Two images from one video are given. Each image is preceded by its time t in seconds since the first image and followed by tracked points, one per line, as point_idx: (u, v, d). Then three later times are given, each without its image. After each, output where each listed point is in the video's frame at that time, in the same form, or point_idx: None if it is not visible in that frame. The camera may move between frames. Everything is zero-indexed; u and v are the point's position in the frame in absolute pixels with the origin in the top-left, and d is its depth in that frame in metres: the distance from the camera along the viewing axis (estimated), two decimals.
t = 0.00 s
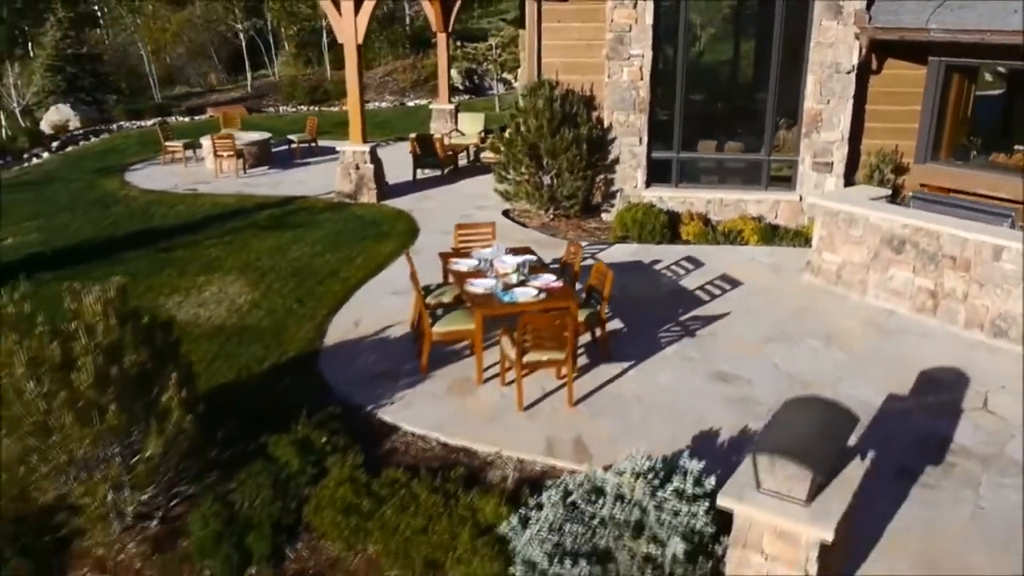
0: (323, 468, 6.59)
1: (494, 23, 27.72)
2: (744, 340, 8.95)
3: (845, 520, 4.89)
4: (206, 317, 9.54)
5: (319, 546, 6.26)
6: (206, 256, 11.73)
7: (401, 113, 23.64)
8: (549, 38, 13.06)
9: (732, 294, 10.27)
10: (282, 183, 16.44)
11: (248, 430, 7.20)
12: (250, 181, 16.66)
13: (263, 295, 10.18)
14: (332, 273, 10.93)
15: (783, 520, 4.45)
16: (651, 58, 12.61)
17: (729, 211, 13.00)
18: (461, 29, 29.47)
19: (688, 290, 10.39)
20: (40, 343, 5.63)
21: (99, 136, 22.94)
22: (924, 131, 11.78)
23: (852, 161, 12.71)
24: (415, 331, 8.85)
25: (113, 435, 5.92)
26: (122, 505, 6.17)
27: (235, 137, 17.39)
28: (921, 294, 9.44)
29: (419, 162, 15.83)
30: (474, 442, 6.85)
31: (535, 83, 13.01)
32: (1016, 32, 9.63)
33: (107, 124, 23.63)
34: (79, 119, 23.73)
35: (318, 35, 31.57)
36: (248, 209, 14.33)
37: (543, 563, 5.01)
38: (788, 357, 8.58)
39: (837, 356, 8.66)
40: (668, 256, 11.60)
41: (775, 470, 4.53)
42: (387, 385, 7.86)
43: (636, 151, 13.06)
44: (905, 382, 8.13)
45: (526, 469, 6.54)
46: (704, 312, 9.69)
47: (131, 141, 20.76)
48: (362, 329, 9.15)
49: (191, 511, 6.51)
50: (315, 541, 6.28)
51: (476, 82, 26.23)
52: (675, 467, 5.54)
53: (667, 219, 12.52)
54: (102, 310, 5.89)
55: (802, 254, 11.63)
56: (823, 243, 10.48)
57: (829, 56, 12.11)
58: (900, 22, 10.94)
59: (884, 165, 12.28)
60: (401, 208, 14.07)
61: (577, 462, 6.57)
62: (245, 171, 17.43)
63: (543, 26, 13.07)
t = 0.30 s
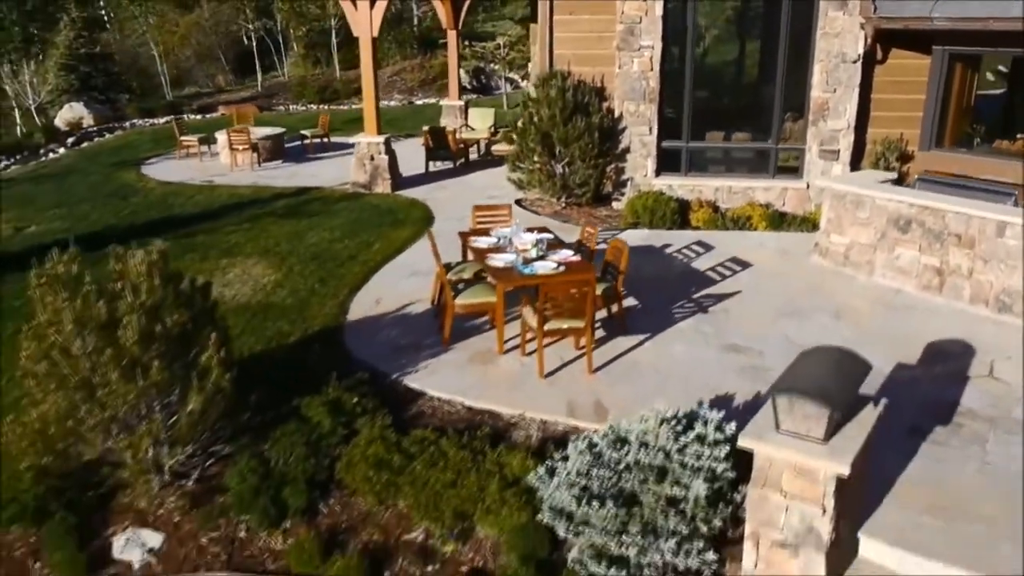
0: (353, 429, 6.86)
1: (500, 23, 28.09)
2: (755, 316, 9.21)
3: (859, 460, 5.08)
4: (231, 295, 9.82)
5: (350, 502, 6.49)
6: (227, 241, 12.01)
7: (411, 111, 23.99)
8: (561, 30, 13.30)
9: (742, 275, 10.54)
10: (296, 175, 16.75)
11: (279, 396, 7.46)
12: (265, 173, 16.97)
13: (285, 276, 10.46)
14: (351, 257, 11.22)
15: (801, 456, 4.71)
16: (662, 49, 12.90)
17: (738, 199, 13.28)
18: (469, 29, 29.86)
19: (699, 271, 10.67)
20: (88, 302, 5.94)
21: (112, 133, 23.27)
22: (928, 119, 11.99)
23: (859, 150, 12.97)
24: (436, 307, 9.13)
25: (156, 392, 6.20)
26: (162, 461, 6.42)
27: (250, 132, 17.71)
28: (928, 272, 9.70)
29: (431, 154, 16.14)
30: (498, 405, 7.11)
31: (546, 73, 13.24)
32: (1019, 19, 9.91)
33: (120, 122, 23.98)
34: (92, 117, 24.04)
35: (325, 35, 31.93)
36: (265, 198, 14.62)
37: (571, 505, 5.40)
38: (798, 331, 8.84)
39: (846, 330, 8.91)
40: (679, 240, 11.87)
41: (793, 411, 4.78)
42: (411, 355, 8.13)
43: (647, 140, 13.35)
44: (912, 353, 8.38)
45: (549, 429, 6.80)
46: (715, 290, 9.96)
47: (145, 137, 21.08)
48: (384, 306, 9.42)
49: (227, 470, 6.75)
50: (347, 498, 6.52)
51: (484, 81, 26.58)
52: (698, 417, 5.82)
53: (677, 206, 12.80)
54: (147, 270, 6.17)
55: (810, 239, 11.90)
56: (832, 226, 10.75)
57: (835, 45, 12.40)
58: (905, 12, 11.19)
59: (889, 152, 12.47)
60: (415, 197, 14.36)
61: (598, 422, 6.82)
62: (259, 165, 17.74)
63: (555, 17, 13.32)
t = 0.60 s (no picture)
0: (379, 397, 7.11)
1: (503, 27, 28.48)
2: (764, 294, 9.47)
3: (871, 410, 5.32)
4: (252, 280, 10.09)
5: (379, 466, 6.68)
6: (244, 232, 12.30)
7: (416, 113, 24.35)
8: (568, 25, 13.59)
9: (750, 257, 10.81)
10: (307, 172, 17.04)
11: (306, 369, 7.70)
12: (277, 171, 17.28)
13: (304, 262, 10.72)
14: (367, 245, 11.49)
15: (818, 400, 4.95)
16: (666, 42, 13.17)
17: (743, 187, 13.55)
18: (472, 34, 30.23)
19: (709, 255, 10.91)
20: (127, 273, 6.20)
21: (123, 137, 23.63)
22: (929, 108, 12.26)
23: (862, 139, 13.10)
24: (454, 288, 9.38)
25: (191, 360, 6.45)
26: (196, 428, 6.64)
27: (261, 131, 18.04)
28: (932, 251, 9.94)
29: (440, 150, 16.44)
30: (520, 375, 7.36)
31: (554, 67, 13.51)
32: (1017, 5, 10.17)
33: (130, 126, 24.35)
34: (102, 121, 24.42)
35: (330, 41, 32.34)
36: (278, 194, 14.92)
37: (597, 457, 5.71)
38: (807, 306, 9.08)
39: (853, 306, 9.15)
40: (687, 227, 12.13)
41: (808, 359, 5.04)
42: (432, 332, 8.38)
43: (653, 132, 13.63)
44: (918, 325, 8.62)
45: (570, 396, 7.06)
46: (725, 271, 10.22)
47: (156, 140, 21.43)
48: (403, 289, 9.67)
49: (258, 439, 6.97)
50: (375, 462, 6.72)
51: (488, 83, 26.93)
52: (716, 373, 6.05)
53: (684, 196, 13.05)
54: (183, 242, 6.42)
55: (815, 224, 12.16)
56: (837, 210, 11.01)
57: (837, 36, 12.68)
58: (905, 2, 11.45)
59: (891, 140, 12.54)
60: (425, 191, 14.65)
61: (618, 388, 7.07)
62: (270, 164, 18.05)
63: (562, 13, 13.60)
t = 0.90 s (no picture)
0: (400, 367, 7.34)
1: (507, 30, 28.84)
2: (771, 275, 9.71)
3: (879, 367, 5.54)
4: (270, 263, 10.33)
5: (401, 432, 6.92)
6: (259, 221, 12.54)
7: (423, 113, 24.68)
8: (576, 21, 13.86)
9: (756, 243, 11.06)
10: (317, 167, 17.31)
11: (327, 342, 7.92)
12: (287, 167, 17.56)
13: (319, 247, 10.97)
14: (381, 232, 11.74)
15: (830, 353, 5.16)
16: (672, 37, 13.45)
17: (748, 179, 13.84)
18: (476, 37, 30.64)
19: (715, 241, 11.16)
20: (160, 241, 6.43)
21: (132, 136, 23.94)
22: (930, 100, 12.41)
23: (864, 131, 13.40)
24: (468, 271, 9.61)
25: (220, 326, 6.68)
26: (223, 393, 6.84)
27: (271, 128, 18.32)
28: (933, 236, 10.17)
29: (448, 146, 16.73)
30: (535, 346, 7.59)
31: (562, 61, 13.79)
32: None
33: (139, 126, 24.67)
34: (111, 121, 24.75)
35: (337, 43, 32.72)
36: (290, 187, 15.17)
37: (616, 413, 5.94)
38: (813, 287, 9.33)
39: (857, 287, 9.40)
40: (694, 216, 12.38)
41: (818, 316, 5.27)
42: (449, 309, 8.61)
43: (659, 125, 13.90)
44: (921, 304, 8.84)
45: (586, 365, 7.29)
46: (732, 255, 10.47)
47: (166, 138, 21.72)
48: (418, 271, 9.91)
49: (282, 406, 7.17)
50: (396, 428, 6.95)
51: (492, 85, 27.31)
52: (730, 334, 6.27)
53: (689, 187, 13.32)
54: (214, 212, 6.65)
55: (818, 213, 12.43)
56: (840, 197, 11.26)
57: (839, 30, 12.94)
58: None
59: (892, 133, 12.89)
60: (435, 184, 14.91)
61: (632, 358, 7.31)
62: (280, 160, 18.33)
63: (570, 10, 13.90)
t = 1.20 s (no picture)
0: (420, 336, 7.56)
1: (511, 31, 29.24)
2: (777, 255, 9.96)
3: (885, 324, 5.77)
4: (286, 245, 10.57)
5: (421, 398, 7.13)
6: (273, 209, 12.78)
7: (428, 112, 25.00)
8: (582, 16, 14.08)
9: (762, 227, 11.30)
10: (327, 161, 17.57)
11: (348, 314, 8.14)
12: (296, 161, 17.82)
13: (334, 231, 11.21)
14: (393, 217, 11.99)
15: (838, 307, 5.38)
16: (677, 30, 13.72)
17: (752, 169, 14.13)
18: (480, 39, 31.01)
19: (722, 226, 11.40)
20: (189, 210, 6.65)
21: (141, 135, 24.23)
22: (932, 84, 12.61)
23: (866, 122, 13.67)
24: (481, 251, 9.83)
25: (247, 293, 6.90)
26: (249, 358, 7.05)
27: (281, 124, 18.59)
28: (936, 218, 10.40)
29: (456, 140, 17.01)
30: (550, 317, 7.82)
31: (569, 54, 14.02)
32: None
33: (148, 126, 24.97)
34: (120, 120, 25.06)
35: (341, 44, 33.08)
36: (301, 179, 15.42)
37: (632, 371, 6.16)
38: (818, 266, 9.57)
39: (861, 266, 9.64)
40: (700, 204, 12.63)
41: (828, 272, 5.50)
42: (464, 285, 8.84)
43: (665, 116, 14.18)
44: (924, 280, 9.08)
45: (600, 333, 7.52)
46: (739, 238, 10.72)
47: (175, 136, 21.99)
48: (432, 252, 10.14)
49: (305, 373, 7.38)
50: (417, 394, 7.16)
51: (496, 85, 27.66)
52: (743, 294, 6.47)
53: (695, 176, 13.58)
54: (242, 181, 6.87)
55: (822, 200, 12.69)
56: (844, 182, 11.50)
57: (841, 23, 13.21)
58: None
59: (894, 123, 13.16)
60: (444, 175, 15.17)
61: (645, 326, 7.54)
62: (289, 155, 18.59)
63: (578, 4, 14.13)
